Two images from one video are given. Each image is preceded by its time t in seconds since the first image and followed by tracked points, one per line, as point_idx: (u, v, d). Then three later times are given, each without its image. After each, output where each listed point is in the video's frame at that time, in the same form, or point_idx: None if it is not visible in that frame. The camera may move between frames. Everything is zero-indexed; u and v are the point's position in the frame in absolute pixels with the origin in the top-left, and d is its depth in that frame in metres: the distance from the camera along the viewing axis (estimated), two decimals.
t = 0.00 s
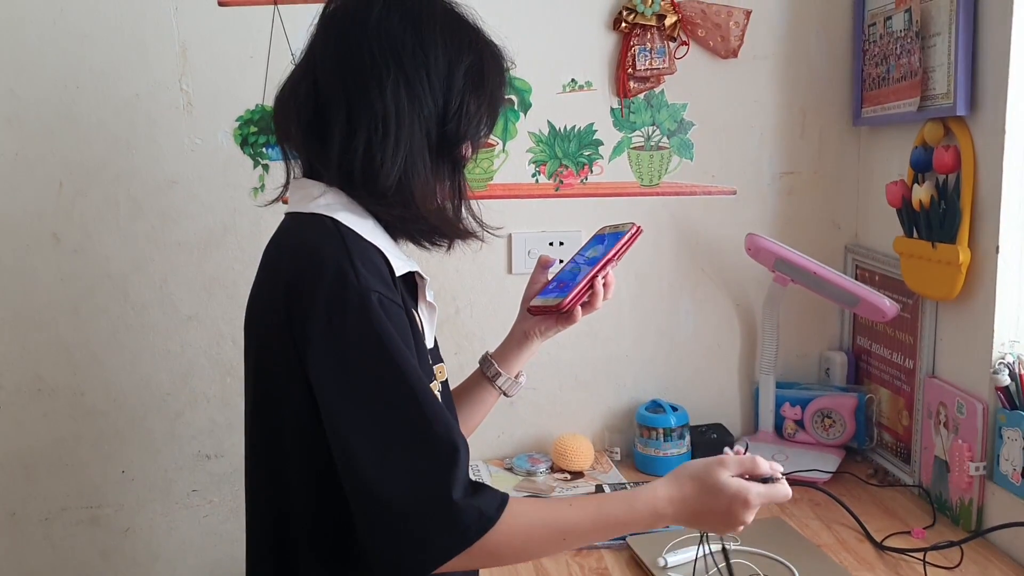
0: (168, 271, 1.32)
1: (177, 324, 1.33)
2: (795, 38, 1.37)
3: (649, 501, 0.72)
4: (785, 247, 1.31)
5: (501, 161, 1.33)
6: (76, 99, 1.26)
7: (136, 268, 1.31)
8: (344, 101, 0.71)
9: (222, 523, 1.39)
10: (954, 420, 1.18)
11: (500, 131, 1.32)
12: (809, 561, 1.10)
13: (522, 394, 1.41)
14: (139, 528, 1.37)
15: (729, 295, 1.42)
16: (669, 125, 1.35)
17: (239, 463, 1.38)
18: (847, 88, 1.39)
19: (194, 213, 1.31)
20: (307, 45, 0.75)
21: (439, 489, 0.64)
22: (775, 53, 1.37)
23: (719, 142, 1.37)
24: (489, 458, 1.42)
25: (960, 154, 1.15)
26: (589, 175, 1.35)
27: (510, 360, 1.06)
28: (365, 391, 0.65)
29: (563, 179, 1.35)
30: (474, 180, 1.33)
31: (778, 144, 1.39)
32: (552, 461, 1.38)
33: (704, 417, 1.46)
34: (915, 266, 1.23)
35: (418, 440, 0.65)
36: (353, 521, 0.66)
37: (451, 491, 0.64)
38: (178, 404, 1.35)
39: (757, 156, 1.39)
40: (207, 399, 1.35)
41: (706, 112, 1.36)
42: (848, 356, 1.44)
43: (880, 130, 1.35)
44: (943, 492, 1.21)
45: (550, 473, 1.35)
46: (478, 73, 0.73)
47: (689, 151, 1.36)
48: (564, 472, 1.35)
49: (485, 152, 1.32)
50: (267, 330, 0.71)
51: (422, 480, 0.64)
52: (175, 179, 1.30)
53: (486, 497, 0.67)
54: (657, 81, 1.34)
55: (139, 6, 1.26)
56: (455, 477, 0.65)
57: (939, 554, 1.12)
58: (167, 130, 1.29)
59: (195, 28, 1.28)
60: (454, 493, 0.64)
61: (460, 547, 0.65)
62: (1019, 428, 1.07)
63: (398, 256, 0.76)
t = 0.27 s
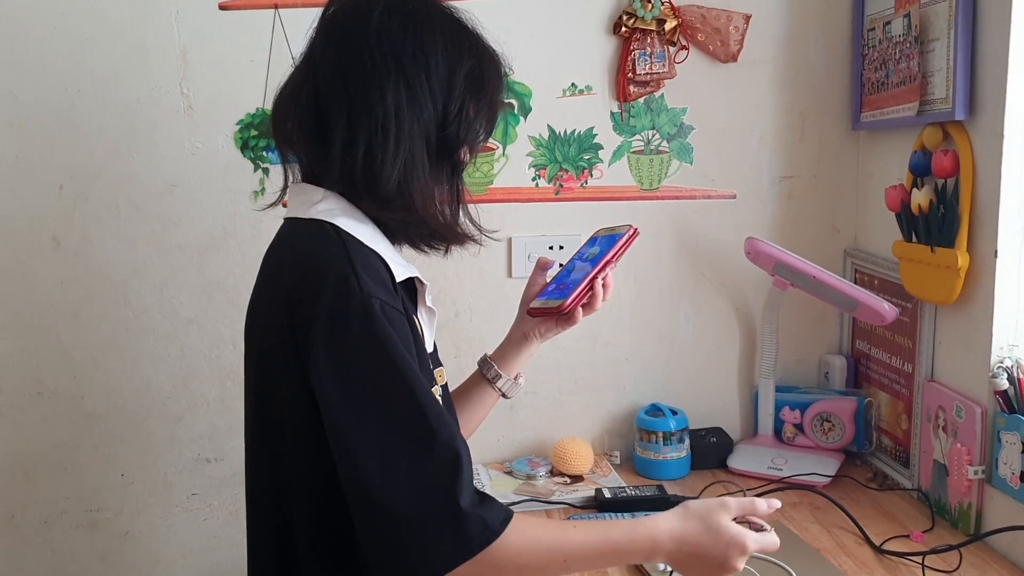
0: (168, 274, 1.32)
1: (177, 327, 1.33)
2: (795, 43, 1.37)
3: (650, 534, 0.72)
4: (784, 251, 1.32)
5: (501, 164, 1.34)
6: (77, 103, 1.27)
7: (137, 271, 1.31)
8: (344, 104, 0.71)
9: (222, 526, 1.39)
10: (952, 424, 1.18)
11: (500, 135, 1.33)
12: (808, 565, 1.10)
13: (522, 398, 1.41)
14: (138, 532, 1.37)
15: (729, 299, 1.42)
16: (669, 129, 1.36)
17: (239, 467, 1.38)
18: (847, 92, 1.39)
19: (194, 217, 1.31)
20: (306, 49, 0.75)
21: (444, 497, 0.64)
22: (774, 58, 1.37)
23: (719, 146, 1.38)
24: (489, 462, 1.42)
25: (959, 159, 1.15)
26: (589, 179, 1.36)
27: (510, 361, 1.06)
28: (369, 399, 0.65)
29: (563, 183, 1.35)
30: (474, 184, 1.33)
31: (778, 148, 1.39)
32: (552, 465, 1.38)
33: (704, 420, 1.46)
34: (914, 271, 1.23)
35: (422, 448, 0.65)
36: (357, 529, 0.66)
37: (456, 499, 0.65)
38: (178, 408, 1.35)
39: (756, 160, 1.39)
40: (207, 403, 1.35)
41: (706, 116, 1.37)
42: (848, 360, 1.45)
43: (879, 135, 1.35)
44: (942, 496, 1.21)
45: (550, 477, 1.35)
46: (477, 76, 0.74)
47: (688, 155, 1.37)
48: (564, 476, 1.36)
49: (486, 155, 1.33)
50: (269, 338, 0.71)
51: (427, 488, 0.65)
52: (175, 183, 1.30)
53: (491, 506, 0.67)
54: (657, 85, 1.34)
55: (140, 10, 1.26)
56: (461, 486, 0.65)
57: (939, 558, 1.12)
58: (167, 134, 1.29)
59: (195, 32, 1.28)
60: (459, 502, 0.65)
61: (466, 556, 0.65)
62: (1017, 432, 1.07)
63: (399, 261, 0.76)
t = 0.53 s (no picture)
0: (168, 276, 1.31)
1: (177, 330, 1.33)
2: (795, 45, 1.37)
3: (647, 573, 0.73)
4: (785, 254, 1.32)
5: (501, 167, 1.34)
6: (77, 105, 1.26)
7: (136, 273, 1.31)
8: (345, 108, 0.71)
9: (222, 530, 1.38)
10: (953, 426, 1.19)
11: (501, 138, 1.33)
12: (809, 567, 1.10)
13: (523, 400, 1.41)
14: (138, 535, 1.36)
15: (729, 302, 1.42)
16: (670, 132, 1.36)
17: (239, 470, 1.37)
18: (848, 95, 1.39)
19: (194, 218, 1.31)
20: (313, 51, 0.75)
21: (445, 508, 0.64)
22: (775, 60, 1.37)
23: (720, 149, 1.38)
24: (490, 465, 1.42)
25: (960, 162, 1.15)
26: (590, 182, 1.36)
27: (499, 355, 1.09)
28: (372, 407, 0.65)
29: (564, 185, 1.35)
30: (475, 186, 1.33)
31: (779, 151, 1.39)
32: (552, 467, 1.38)
33: (704, 423, 1.46)
34: (915, 273, 1.23)
35: (424, 457, 0.65)
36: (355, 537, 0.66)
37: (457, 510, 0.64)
38: (178, 410, 1.34)
39: (757, 162, 1.39)
40: (207, 405, 1.35)
41: (707, 118, 1.37)
42: (848, 362, 1.45)
43: (880, 138, 1.35)
44: (943, 498, 1.21)
45: (551, 480, 1.35)
46: (482, 84, 0.73)
47: (689, 158, 1.37)
48: (564, 479, 1.36)
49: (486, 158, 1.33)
50: (272, 342, 0.71)
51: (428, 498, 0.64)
52: (175, 185, 1.30)
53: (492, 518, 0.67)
54: (658, 88, 1.34)
55: (140, 12, 1.26)
56: (462, 497, 0.65)
57: (939, 560, 1.12)
58: (167, 135, 1.29)
59: (196, 34, 1.28)
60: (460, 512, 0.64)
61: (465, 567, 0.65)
62: (1018, 435, 1.07)
63: (404, 268, 0.76)
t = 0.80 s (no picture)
0: (171, 280, 1.31)
1: (180, 334, 1.32)
2: (799, 48, 1.37)
3: None
4: (790, 258, 1.31)
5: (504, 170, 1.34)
6: (79, 108, 1.26)
7: (139, 277, 1.30)
8: (386, 118, 0.71)
9: (224, 534, 1.38)
10: (958, 431, 1.18)
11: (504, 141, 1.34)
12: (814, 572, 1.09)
13: (526, 404, 1.40)
14: (140, 539, 1.36)
15: (733, 305, 1.42)
16: (674, 135, 1.36)
17: (242, 474, 1.37)
18: (852, 98, 1.39)
19: (197, 222, 1.31)
20: (356, 58, 0.75)
21: (470, 519, 0.68)
22: (779, 63, 1.37)
23: (724, 152, 1.37)
24: (493, 469, 1.42)
25: (965, 165, 1.15)
26: (593, 185, 1.36)
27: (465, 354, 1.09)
28: (407, 420, 0.67)
29: (568, 189, 1.35)
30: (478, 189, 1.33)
31: (783, 155, 1.39)
32: (556, 472, 1.38)
33: (708, 427, 1.46)
34: (920, 277, 1.23)
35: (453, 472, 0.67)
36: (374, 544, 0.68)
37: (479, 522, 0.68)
38: (180, 414, 1.34)
39: (761, 166, 1.38)
40: (209, 409, 1.35)
41: (710, 122, 1.36)
42: (853, 366, 1.44)
43: (885, 141, 1.34)
44: (948, 503, 1.21)
45: (554, 484, 1.35)
46: (522, 103, 0.73)
47: (693, 161, 1.36)
48: (568, 483, 1.35)
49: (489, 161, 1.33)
50: (305, 344, 0.71)
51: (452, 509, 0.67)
52: (178, 189, 1.30)
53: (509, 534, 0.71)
54: (662, 91, 1.34)
55: (143, 15, 1.26)
56: (484, 514, 0.68)
57: (945, 566, 1.11)
58: (170, 139, 1.28)
59: (199, 37, 1.27)
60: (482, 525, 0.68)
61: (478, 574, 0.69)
62: None
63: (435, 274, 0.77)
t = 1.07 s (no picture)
0: (167, 288, 1.31)
1: (177, 341, 1.32)
2: (797, 53, 1.36)
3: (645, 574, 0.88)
4: (787, 263, 1.31)
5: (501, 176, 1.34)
6: (76, 116, 1.26)
7: (135, 284, 1.30)
8: (427, 134, 0.72)
9: (221, 542, 1.37)
10: (958, 437, 1.17)
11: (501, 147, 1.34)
12: None
13: (525, 411, 1.40)
14: (137, 548, 1.35)
15: (732, 311, 1.41)
16: (671, 140, 1.35)
17: (239, 482, 1.36)
18: (850, 103, 1.38)
19: (193, 229, 1.30)
20: (397, 73, 0.76)
21: (514, 518, 0.71)
22: (776, 68, 1.36)
23: (721, 157, 1.37)
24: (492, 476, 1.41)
25: (963, 170, 1.14)
26: (591, 191, 1.35)
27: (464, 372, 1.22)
28: (455, 424, 0.69)
29: (566, 195, 1.35)
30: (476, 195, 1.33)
31: (780, 160, 1.38)
32: (555, 478, 1.37)
33: (707, 433, 1.45)
34: (919, 282, 1.22)
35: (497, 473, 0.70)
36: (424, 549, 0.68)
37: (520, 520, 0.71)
38: (177, 422, 1.34)
39: (758, 171, 1.38)
40: (206, 417, 1.34)
41: (708, 127, 1.36)
42: (852, 371, 1.44)
43: (883, 146, 1.34)
44: (948, 509, 1.20)
45: (553, 491, 1.34)
46: (560, 125, 0.74)
47: (690, 167, 1.36)
48: (567, 490, 1.35)
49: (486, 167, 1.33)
50: (341, 353, 0.70)
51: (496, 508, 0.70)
52: (174, 196, 1.29)
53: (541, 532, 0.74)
54: (659, 96, 1.34)
55: (139, 22, 1.26)
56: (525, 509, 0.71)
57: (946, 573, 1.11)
58: (166, 146, 1.28)
59: (195, 44, 1.27)
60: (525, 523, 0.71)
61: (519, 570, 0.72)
62: None
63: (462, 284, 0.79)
